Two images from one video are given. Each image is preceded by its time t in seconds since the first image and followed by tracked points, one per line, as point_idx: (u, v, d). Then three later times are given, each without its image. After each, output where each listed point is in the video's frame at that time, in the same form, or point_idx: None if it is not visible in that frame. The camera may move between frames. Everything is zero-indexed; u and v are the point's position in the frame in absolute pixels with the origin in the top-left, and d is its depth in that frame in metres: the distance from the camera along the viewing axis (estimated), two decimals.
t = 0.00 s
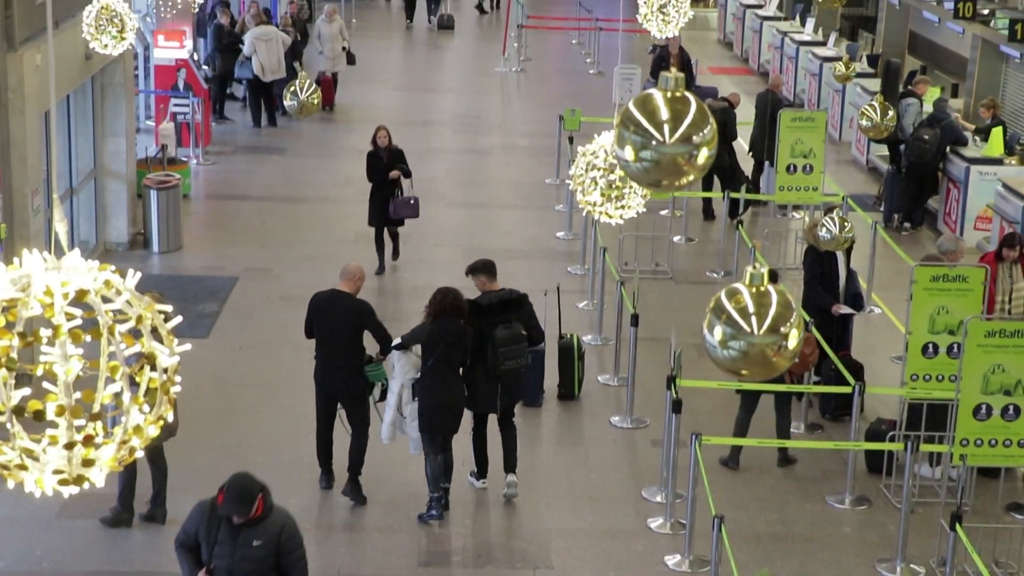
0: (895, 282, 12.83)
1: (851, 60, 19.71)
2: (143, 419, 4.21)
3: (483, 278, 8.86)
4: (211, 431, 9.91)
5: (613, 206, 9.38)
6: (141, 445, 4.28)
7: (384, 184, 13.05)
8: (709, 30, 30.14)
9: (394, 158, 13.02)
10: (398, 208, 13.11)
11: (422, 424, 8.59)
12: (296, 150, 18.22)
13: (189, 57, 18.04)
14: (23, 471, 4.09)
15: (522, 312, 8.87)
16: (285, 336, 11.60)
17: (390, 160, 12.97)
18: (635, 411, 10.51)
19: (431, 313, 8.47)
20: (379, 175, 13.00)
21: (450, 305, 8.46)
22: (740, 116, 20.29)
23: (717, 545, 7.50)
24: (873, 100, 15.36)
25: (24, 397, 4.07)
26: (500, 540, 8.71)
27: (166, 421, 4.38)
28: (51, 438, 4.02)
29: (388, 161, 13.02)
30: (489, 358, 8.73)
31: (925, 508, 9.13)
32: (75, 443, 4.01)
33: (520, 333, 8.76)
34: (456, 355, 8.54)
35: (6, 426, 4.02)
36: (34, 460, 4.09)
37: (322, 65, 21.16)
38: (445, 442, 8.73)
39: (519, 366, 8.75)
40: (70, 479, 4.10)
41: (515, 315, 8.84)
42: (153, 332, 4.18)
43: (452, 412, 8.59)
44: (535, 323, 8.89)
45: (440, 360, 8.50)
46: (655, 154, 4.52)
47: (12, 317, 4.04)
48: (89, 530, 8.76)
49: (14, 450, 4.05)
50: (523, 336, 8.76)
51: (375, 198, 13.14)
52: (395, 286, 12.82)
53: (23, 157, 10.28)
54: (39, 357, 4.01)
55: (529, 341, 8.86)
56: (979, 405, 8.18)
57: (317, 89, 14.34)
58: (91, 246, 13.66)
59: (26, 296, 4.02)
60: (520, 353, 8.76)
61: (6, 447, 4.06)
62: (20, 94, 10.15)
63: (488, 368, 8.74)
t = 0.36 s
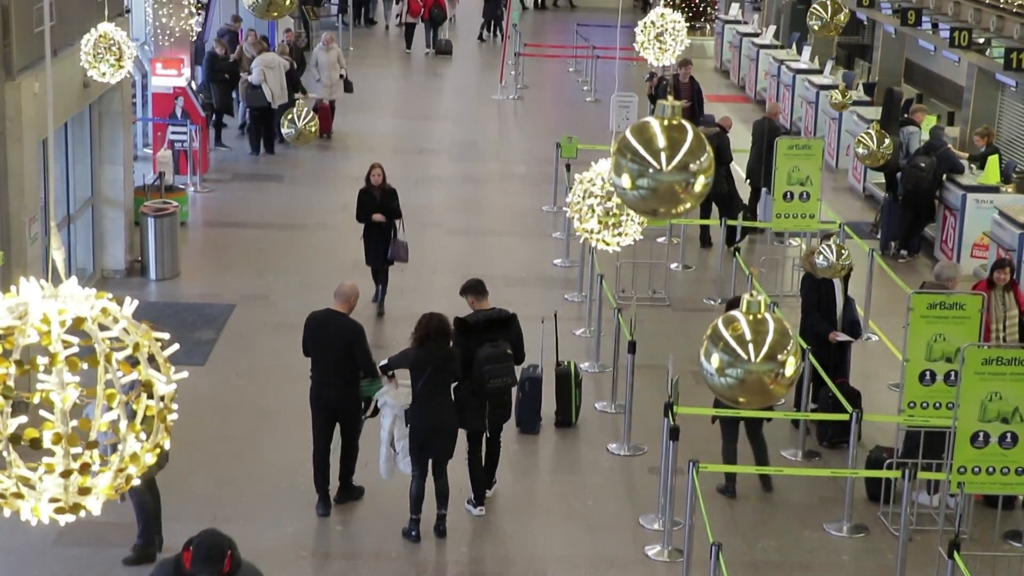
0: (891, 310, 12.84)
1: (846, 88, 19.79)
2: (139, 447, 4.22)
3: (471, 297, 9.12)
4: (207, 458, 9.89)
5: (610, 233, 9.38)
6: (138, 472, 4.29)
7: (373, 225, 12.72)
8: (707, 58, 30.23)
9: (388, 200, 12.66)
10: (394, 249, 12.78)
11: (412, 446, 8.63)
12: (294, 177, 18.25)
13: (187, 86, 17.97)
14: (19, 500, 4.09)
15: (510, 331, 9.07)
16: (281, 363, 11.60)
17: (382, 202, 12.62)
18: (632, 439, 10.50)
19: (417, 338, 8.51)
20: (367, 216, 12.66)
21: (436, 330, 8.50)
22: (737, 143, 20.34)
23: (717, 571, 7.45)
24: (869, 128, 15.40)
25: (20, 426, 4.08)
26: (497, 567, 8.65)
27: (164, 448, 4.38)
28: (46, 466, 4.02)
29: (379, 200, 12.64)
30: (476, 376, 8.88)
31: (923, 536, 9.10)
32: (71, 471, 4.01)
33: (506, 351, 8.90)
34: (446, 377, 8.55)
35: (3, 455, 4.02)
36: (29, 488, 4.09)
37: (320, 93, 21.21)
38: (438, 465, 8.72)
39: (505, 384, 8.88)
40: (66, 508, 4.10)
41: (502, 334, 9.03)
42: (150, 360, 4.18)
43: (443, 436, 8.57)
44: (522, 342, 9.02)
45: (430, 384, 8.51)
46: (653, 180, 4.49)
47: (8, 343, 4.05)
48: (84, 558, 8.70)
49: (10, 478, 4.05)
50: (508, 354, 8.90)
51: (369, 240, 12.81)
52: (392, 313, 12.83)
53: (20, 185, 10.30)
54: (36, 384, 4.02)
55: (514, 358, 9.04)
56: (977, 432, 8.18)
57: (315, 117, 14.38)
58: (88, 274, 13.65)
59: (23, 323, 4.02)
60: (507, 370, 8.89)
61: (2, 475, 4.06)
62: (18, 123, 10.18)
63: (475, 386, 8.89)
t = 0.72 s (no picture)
0: (888, 327, 12.85)
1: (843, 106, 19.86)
2: (137, 465, 4.21)
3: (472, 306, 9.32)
4: (204, 476, 9.88)
5: (607, 250, 9.37)
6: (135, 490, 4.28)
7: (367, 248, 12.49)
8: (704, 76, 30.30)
9: (379, 223, 12.39)
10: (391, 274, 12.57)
11: (399, 462, 8.62)
12: (291, 194, 18.26)
13: (184, 104, 18.03)
14: (16, 518, 4.10)
15: (509, 340, 9.26)
16: (278, 380, 11.60)
17: (373, 225, 12.38)
18: (629, 456, 10.50)
19: (403, 356, 8.53)
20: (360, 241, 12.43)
21: (419, 347, 8.52)
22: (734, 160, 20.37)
23: None
24: (866, 146, 15.43)
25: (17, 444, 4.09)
26: None
27: (162, 466, 4.37)
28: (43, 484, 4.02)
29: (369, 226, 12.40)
30: (473, 384, 9.04)
31: (921, 553, 9.08)
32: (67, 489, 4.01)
33: (504, 360, 9.05)
34: (434, 394, 8.54)
35: None
36: (25, 506, 4.10)
37: (317, 111, 21.23)
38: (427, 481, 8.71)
39: (502, 392, 9.03)
40: (62, 526, 4.11)
41: (502, 342, 9.22)
42: (145, 377, 4.18)
43: (429, 452, 8.57)
44: (520, 351, 9.21)
45: (416, 400, 8.52)
46: (649, 200, 4.49)
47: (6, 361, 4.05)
48: None
49: (6, 496, 4.05)
50: (507, 363, 9.06)
51: (364, 264, 12.58)
52: (389, 331, 12.82)
53: (17, 203, 10.31)
54: (32, 402, 4.02)
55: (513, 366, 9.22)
56: (973, 449, 8.18)
57: (312, 135, 14.40)
58: (86, 291, 13.66)
59: (20, 341, 4.02)
60: (505, 378, 9.04)
61: None
62: (15, 140, 10.19)
63: (473, 394, 9.05)
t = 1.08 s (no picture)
0: (886, 345, 12.86)
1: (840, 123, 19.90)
2: (134, 483, 4.20)
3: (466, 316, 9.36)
4: (202, 494, 9.86)
5: (604, 268, 9.40)
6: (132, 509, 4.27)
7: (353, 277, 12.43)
8: (702, 94, 30.33)
9: (368, 249, 12.36)
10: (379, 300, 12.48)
11: (394, 481, 8.59)
12: (288, 212, 18.27)
13: (182, 121, 18.05)
14: (12, 537, 4.09)
15: (506, 349, 9.32)
16: (276, 398, 11.59)
17: (362, 251, 12.33)
18: (627, 474, 10.49)
19: (398, 374, 8.54)
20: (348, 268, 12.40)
21: (415, 365, 8.55)
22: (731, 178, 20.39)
23: None
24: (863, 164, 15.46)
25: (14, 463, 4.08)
26: None
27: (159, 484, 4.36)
28: (40, 503, 4.01)
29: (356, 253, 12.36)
30: (476, 392, 9.15)
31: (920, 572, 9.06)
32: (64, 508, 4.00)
33: (506, 368, 9.14)
34: (429, 411, 8.55)
35: None
36: (22, 525, 4.09)
37: (315, 128, 21.24)
38: (423, 499, 8.68)
39: (504, 399, 9.16)
40: (59, 545, 4.10)
41: (501, 350, 9.28)
42: (143, 396, 4.18)
43: (427, 471, 8.56)
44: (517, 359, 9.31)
45: (411, 418, 8.52)
46: (646, 218, 4.49)
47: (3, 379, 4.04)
48: None
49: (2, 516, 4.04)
50: (508, 371, 9.15)
51: (351, 292, 12.53)
52: (386, 349, 12.82)
53: (16, 221, 10.33)
54: (30, 421, 4.01)
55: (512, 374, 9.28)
56: (971, 466, 8.18)
57: (310, 152, 14.42)
58: (83, 308, 13.67)
59: (18, 359, 4.01)
60: (506, 386, 9.16)
61: None
62: (13, 158, 10.22)
63: (475, 402, 9.17)
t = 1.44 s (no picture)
0: (885, 361, 12.86)
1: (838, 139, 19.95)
2: (133, 498, 4.20)
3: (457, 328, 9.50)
4: (200, 509, 9.86)
5: (602, 284, 9.41)
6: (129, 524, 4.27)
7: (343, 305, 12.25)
8: (700, 110, 30.38)
9: (359, 276, 12.22)
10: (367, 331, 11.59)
11: (395, 500, 8.58)
12: (287, 228, 18.28)
13: (181, 137, 18.12)
14: (9, 553, 4.07)
15: (498, 357, 9.41)
16: (275, 414, 11.59)
17: (352, 279, 12.18)
18: (626, 490, 10.48)
19: (398, 393, 8.54)
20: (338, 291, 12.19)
21: (416, 383, 8.54)
22: (729, 193, 20.42)
23: None
24: (861, 180, 15.51)
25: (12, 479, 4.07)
26: None
27: (157, 499, 4.35)
28: (38, 519, 4.00)
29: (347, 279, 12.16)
30: (470, 402, 9.20)
31: None
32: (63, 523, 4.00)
33: (497, 377, 9.21)
34: (430, 429, 8.56)
35: None
36: (19, 540, 4.07)
37: (314, 144, 21.27)
38: (424, 517, 8.67)
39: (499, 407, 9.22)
40: (57, 560, 4.09)
41: (492, 359, 9.38)
42: (141, 412, 4.17)
43: (428, 489, 8.56)
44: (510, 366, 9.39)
45: (412, 437, 8.52)
46: (645, 234, 4.50)
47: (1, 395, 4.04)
48: None
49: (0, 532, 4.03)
50: (500, 379, 9.21)
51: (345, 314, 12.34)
52: (385, 364, 12.82)
53: (15, 236, 10.34)
54: (28, 437, 4.01)
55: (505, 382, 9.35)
56: (970, 483, 8.18)
57: (308, 168, 14.44)
58: (82, 323, 13.67)
59: (16, 375, 4.00)
60: (499, 394, 9.23)
61: None
62: (12, 174, 10.23)
63: (471, 411, 9.22)
